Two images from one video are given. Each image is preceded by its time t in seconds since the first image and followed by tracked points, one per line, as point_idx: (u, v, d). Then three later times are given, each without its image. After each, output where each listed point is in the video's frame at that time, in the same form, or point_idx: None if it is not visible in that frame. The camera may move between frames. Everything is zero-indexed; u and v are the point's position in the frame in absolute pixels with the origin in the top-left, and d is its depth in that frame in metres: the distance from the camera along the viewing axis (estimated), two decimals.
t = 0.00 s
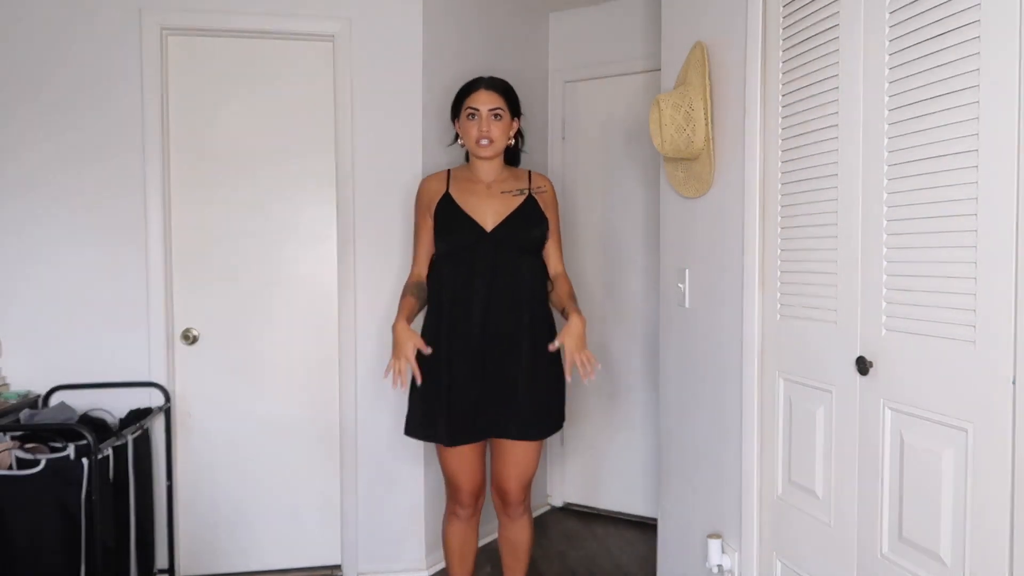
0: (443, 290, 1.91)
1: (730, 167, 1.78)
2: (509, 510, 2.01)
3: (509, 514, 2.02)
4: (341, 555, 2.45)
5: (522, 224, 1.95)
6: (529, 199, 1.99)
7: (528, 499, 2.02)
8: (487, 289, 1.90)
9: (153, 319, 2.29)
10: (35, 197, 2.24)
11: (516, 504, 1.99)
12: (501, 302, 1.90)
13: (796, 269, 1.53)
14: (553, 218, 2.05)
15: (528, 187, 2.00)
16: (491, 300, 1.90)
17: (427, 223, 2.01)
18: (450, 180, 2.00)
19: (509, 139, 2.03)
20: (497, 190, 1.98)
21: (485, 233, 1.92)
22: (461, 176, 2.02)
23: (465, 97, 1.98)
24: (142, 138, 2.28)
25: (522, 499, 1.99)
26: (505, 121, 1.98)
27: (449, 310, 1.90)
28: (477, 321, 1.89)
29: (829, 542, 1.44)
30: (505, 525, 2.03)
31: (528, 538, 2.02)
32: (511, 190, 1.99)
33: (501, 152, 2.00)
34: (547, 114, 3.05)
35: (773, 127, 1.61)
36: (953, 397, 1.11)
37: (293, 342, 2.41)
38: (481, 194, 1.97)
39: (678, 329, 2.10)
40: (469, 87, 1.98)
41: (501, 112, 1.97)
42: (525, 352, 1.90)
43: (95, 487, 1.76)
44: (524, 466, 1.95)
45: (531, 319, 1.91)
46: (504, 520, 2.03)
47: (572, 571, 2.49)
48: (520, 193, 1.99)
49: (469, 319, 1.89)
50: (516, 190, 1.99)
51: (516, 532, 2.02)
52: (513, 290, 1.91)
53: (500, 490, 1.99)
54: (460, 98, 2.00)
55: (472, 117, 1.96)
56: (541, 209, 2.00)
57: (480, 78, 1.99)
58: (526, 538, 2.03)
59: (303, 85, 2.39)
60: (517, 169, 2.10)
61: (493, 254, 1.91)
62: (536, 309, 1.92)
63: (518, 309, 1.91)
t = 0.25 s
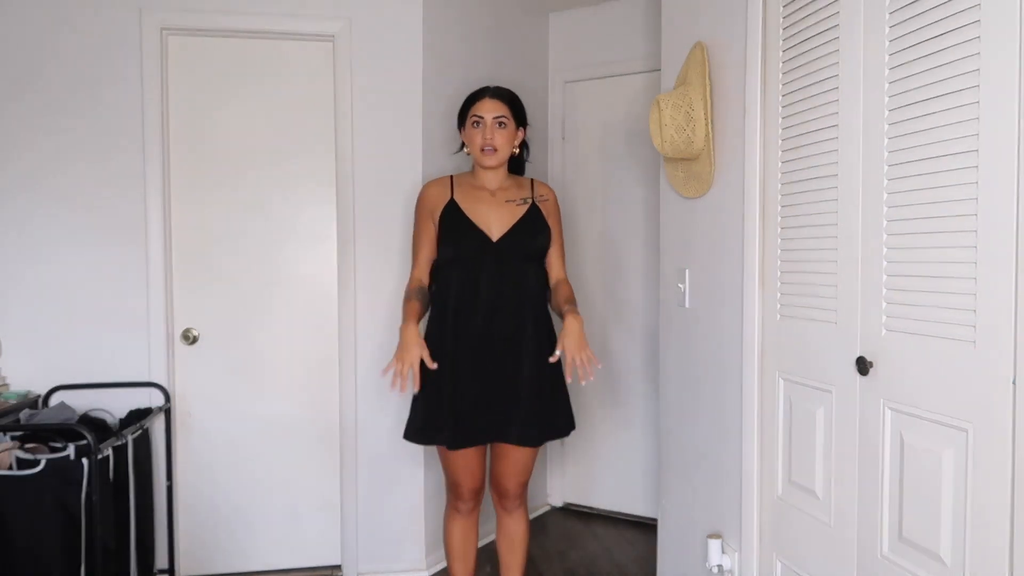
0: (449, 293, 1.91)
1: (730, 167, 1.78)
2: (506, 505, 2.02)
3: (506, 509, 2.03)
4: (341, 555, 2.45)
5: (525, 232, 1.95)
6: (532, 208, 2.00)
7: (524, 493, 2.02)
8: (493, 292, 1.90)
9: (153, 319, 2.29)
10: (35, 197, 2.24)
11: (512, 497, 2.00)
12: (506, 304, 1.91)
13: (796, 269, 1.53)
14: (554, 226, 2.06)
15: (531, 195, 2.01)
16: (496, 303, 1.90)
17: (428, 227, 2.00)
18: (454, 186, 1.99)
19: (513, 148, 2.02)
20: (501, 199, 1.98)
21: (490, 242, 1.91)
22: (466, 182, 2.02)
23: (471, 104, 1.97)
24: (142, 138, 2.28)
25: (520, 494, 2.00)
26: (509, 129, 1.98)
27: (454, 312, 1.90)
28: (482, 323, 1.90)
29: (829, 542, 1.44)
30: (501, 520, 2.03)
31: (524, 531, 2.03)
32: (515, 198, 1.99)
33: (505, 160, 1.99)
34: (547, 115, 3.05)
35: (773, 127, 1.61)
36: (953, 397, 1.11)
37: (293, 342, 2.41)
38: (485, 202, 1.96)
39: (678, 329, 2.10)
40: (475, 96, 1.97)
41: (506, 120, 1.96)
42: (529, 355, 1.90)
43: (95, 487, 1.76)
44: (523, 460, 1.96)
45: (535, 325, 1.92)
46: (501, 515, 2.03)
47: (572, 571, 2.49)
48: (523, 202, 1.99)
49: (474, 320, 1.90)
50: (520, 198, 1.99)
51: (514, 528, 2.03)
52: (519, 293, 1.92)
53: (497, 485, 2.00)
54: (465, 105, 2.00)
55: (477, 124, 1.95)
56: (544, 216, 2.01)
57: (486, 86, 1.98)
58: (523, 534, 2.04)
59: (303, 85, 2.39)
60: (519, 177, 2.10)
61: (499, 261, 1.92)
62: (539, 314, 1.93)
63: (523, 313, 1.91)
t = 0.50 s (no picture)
0: (451, 293, 1.90)
1: (729, 167, 1.78)
2: (504, 503, 2.02)
3: (504, 507, 2.02)
4: (341, 555, 2.45)
5: (526, 232, 1.95)
6: (534, 208, 2.00)
7: (523, 491, 2.02)
8: (494, 292, 1.90)
9: (153, 319, 2.29)
10: (35, 197, 2.24)
11: (511, 496, 2.00)
12: (508, 303, 1.91)
13: (795, 269, 1.53)
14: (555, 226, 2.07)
15: (533, 195, 2.01)
16: (498, 302, 1.90)
17: (429, 226, 2.00)
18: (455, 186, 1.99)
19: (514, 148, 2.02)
20: (503, 199, 1.98)
21: (491, 242, 1.91)
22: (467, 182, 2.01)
23: (471, 106, 1.97)
24: (142, 138, 2.28)
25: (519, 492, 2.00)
26: (510, 130, 1.97)
27: (456, 312, 1.89)
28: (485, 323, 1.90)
29: (829, 542, 1.44)
30: (500, 518, 2.03)
31: (522, 530, 2.03)
32: (517, 198, 1.99)
33: (507, 161, 1.99)
34: (547, 114, 3.05)
35: (773, 127, 1.61)
36: (953, 397, 1.11)
37: (292, 342, 2.41)
38: (487, 203, 1.96)
39: (678, 329, 2.10)
40: (476, 96, 1.96)
41: (507, 121, 1.96)
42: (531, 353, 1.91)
43: (95, 487, 1.76)
44: (522, 458, 1.96)
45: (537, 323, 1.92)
46: (500, 514, 2.03)
47: (572, 571, 2.49)
48: (525, 202, 1.99)
49: (476, 320, 1.89)
50: (522, 198, 2.00)
51: (512, 525, 2.02)
52: (521, 292, 1.91)
53: (496, 483, 2.00)
54: (467, 107, 1.99)
55: (478, 126, 1.95)
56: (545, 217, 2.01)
57: (487, 87, 1.97)
58: (522, 532, 2.03)
59: (303, 85, 2.39)
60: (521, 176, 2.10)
61: (500, 261, 1.91)
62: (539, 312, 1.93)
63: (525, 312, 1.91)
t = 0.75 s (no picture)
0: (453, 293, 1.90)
1: (730, 167, 1.78)
2: (503, 502, 2.02)
3: (503, 507, 2.02)
4: (341, 555, 2.45)
5: (528, 235, 1.94)
6: (539, 210, 1.98)
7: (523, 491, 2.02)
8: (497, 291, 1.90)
9: (153, 319, 2.29)
10: (35, 197, 2.24)
11: (510, 496, 2.00)
12: (511, 303, 1.91)
13: (795, 269, 1.53)
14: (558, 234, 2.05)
15: (538, 198, 1.99)
16: (500, 302, 1.90)
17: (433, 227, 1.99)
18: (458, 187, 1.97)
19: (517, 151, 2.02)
20: (505, 202, 1.97)
21: (493, 242, 1.91)
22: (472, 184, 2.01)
23: (473, 111, 1.97)
24: (142, 138, 2.28)
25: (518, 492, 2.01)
26: (512, 135, 1.97)
27: (458, 311, 1.89)
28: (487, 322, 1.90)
29: (829, 542, 1.44)
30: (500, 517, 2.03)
31: (522, 530, 2.02)
32: (521, 200, 1.98)
33: (509, 164, 1.99)
34: (547, 114, 3.05)
35: (773, 127, 1.61)
36: (953, 397, 1.11)
37: (292, 342, 2.41)
38: (490, 205, 1.96)
39: (678, 329, 2.10)
40: (478, 101, 1.96)
41: (508, 126, 1.95)
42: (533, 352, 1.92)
43: (95, 487, 1.76)
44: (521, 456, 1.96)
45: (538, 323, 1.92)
46: (500, 513, 2.03)
47: (572, 571, 2.49)
48: (528, 206, 1.98)
49: (478, 319, 1.90)
50: (526, 200, 1.98)
51: (512, 525, 2.02)
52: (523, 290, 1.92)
53: (495, 482, 2.00)
54: (469, 111, 1.99)
55: (479, 132, 1.96)
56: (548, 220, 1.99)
57: (490, 91, 1.97)
58: (521, 531, 2.03)
59: (303, 85, 2.39)
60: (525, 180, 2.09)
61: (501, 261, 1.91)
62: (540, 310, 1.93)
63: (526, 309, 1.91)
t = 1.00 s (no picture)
0: (454, 295, 1.91)
1: (730, 167, 1.78)
2: (504, 502, 2.02)
3: (504, 507, 2.02)
4: (341, 555, 2.45)
5: (529, 235, 1.93)
6: (540, 211, 1.97)
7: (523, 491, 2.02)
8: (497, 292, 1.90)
9: (153, 319, 2.29)
10: (35, 197, 2.24)
11: (511, 496, 2.00)
12: (511, 303, 1.91)
13: (796, 269, 1.53)
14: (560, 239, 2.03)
15: (539, 199, 1.98)
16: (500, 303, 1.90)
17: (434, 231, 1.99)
18: (458, 191, 1.99)
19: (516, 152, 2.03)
20: (504, 204, 1.97)
21: (493, 242, 1.91)
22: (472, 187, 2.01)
23: (470, 114, 1.99)
24: (142, 138, 2.28)
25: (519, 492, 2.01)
26: (508, 135, 1.97)
27: (459, 312, 1.90)
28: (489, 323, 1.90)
29: (829, 542, 1.44)
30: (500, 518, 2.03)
31: (523, 530, 2.02)
32: (522, 201, 1.97)
33: (508, 165, 1.99)
34: (547, 114, 3.05)
35: (773, 127, 1.61)
36: (953, 397, 1.11)
37: (292, 342, 2.41)
38: (490, 206, 1.96)
39: (678, 329, 2.10)
40: (474, 104, 1.98)
41: (504, 127, 1.96)
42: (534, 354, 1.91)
43: (95, 487, 1.76)
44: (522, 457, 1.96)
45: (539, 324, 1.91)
46: (501, 513, 2.03)
47: (572, 571, 2.49)
48: (528, 207, 1.97)
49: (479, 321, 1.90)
50: (527, 201, 1.98)
51: (513, 525, 2.02)
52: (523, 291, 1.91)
53: (495, 481, 2.01)
54: (467, 115, 2.01)
55: (475, 134, 1.97)
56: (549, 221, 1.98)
57: (486, 94, 1.98)
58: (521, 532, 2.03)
59: (303, 85, 2.39)
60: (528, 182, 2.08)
61: (501, 262, 1.91)
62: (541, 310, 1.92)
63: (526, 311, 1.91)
